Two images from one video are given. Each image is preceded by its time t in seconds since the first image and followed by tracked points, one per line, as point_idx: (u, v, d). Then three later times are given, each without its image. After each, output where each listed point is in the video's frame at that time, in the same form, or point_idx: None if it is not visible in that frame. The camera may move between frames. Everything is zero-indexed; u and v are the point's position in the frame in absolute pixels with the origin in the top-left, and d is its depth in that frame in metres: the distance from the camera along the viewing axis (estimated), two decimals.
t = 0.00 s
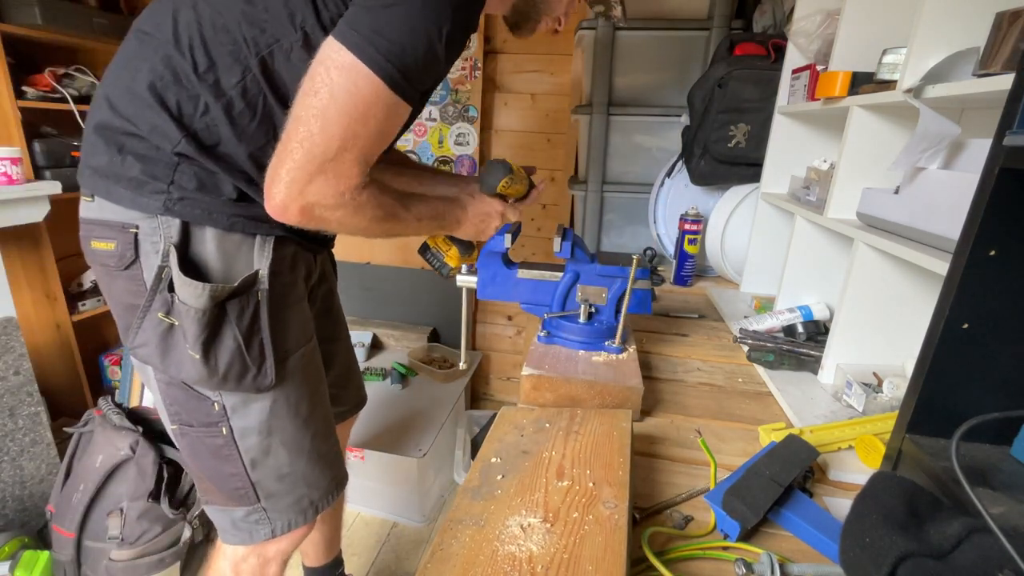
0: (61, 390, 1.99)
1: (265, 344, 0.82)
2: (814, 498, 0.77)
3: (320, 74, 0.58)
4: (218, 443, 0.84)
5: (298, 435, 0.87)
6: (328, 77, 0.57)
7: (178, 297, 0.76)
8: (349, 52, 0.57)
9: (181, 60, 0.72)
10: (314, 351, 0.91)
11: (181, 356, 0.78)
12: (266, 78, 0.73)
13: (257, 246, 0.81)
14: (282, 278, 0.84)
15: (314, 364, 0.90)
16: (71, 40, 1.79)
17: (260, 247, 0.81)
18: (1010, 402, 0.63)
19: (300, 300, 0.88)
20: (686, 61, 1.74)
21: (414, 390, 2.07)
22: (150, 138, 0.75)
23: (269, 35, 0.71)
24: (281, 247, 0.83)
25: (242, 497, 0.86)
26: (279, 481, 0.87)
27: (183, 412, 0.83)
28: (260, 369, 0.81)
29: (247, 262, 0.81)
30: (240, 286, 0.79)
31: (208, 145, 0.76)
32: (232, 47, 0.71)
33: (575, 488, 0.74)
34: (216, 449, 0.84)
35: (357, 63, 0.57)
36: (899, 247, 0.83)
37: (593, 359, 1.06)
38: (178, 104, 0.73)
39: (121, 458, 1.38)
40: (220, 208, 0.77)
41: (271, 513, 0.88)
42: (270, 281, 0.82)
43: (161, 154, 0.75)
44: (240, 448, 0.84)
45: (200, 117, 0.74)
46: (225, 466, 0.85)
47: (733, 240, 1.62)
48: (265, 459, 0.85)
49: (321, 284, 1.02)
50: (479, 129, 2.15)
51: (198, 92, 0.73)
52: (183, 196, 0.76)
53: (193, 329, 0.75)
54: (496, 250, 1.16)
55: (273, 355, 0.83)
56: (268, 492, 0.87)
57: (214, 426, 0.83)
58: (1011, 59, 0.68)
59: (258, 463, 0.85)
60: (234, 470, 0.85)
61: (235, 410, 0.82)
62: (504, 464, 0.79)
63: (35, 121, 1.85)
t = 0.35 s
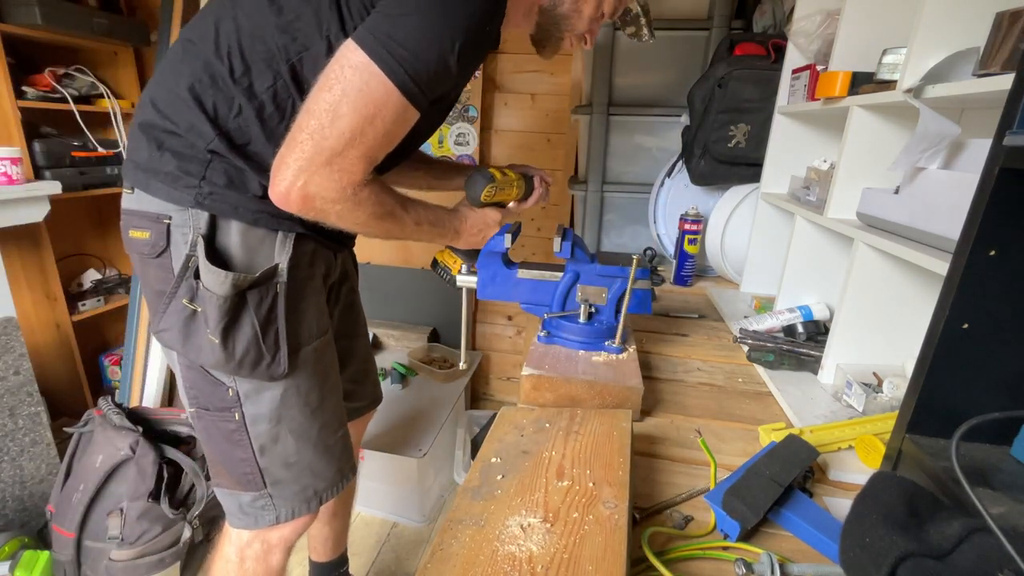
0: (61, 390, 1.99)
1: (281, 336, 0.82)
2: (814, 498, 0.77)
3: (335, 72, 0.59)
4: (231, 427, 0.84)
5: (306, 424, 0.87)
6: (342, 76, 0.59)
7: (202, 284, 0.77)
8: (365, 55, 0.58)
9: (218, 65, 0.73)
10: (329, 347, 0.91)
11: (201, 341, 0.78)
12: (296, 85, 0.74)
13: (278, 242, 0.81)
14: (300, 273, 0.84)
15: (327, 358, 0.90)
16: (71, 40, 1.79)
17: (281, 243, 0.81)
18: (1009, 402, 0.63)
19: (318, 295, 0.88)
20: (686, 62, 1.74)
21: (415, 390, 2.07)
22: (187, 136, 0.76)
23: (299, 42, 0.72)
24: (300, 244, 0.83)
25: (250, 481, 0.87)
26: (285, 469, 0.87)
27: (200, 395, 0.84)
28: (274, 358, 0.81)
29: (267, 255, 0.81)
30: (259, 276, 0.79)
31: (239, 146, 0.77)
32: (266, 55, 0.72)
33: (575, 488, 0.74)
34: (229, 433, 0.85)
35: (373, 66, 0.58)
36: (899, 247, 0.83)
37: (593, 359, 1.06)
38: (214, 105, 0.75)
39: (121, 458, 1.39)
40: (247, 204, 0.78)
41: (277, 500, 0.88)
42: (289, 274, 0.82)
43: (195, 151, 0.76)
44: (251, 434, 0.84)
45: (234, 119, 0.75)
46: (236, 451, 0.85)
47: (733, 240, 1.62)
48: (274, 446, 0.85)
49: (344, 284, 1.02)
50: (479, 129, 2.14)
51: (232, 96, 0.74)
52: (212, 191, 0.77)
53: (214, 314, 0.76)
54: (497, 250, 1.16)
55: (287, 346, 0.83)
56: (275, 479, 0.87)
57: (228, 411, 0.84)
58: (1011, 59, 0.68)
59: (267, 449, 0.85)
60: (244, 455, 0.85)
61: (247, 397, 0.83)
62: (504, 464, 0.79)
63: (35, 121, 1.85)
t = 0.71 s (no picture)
0: (61, 390, 1.99)
1: (280, 331, 0.82)
2: (814, 498, 0.77)
3: (333, 68, 0.59)
4: (232, 421, 0.85)
5: (308, 421, 0.87)
6: (341, 72, 0.59)
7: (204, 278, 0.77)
8: (365, 53, 0.58)
9: (226, 65, 0.73)
10: (331, 344, 0.90)
11: (203, 334, 0.79)
12: (301, 84, 0.74)
13: (282, 237, 0.80)
14: (302, 270, 0.83)
15: (329, 355, 0.89)
16: (71, 40, 1.79)
17: (284, 239, 0.80)
18: (1009, 402, 0.63)
19: (321, 292, 0.87)
20: (687, 61, 1.75)
21: (415, 390, 2.07)
22: (195, 134, 0.76)
23: (303, 42, 0.72)
24: (304, 242, 0.82)
25: (251, 475, 0.87)
26: (286, 464, 0.87)
27: (204, 387, 0.85)
28: (274, 351, 0.81)
29: (270, 251, 0.80)
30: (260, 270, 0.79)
31: (245, 144, 0.77)
32: (270, 55, 0.72)
33: (575, 488, 0.74)
34: (230, 427, 0.85)
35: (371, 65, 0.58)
36: (899, 247, 0.83)
37: (593, 359, 1.06)
38: (221, 104, 0.75)
39: (121, 458, 1.39)
40: (250, 200, 0.78)
41: (277, 495, 0.88)
42: (290, 270, 0.81)
43: (202, 149, 0.76)
44: (252, 428, 0.85)
45: (241, 118, 0.75)
46: (237, 444, 0.86)
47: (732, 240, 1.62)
48: (274, 440, 0.86)
49: (352, 284, 1.02)
50: (478, 129, 2.14)
51: (239, 95, 0.74)
52: (217, 188, 0.77)
53: (216, 307, 0.76)
54: (497, 250, 1.16)
55: (287, 342, 0.82)
56: (276, 474, 0.87)
57: (231, 404, 0.85)
58: (1010, 59, 0.68)
59: (267, 444, 0.86)
60: (245, 449, 0.86)
61: (248, 391, 0.84)
62: (504, 464, 0.79)
63: (35, 121, 1.85)
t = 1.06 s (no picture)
0: (61, 390, 1.99)
1: (261, 329, 0.82)
2: (814, 498, 0.77)
3: (303, 54, 0.59)
4: (216, 416, 0.86)
5: (289, 421, 0.86)
6: (309, 60, 0.58)
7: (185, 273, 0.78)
8: (336, 41, 0.58)
9: (217, 63, 0.73)
10: (318, 344, 0.89)
11: (183, 327, 0.80)
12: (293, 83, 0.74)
13: (266, 235, 0.80)
14: (287, 268, 0.83)
15: (314, 356, 0.88)
16: (71, 41, 1.79)
17: (268, 237, 0.80)
18: (1008, 401, 0.63)
19: (308, 291, 0.86)
20: (687, 61, 1.75)
21: (416, 391, 2.06)
22: (184, 131, 0.76)
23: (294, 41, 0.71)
24: (290, 240, 0.82)
25: (231, 471, 0.88)
26: (266, 463, 0.87)
27: (190, 381, 0.86)
28: (253, 349, 0.81)
29: (253, 249, 0.80)
30: (240, 267, 0.79)
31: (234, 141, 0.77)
32: (261, 54, 0.72)
33: (575, 488, 0.74)
34: (214, 421, 0.86)
35: (340, 53, 0.58)
36: (899, 247, 0.83)
37: (593, 359, 1.06)
38: (209, 102, 0.75)
39: (121, 458, 1.39)
40: (235, 198, 0.78)
41: (257, 493, 0.88)
42: (272, 269, 0.81)
43: (190, 145, 0.77)
44: (233, 425, 0.85)
45: (231, 115, 0.75)
46: (220, 440, 0.87)
47: (732, 240, 1.62)
48: (254, 438, 0.86)
49: (348, 285, 1.02)
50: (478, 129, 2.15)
51: (229, 93, 0.74)
52: (203, 184, 0.78)
53: (193, 302, 0.77)
54: (497, 251, 1.16)
55: (267, 340, 0.82)
56: (255, 472, 0.87)
57: (214, 400, 0.86)
58: (1011, 59, 0.68)
59: (247, 441, 0.86)
60: (226, 444, 0.86)
61: (230, 387, 0.84)
62: (504, 464, 0.79)
63: (35, 121, 1.85)
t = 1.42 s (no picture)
0: (61, 390, 1.99)
1: (236, 327, 0.82)
2: (814, 498, 0.77)
3: (264, 45, 0.57)
4: (195, 410, 0.87)
5: (266, 420, 0.86)
6: (269, 53, 0.56)
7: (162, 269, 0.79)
8: (297, 36, 0.55)
9: (205, 63, 0.74)
10: (301, 344, 0.89)
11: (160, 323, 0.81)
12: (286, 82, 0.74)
13: (247, 234, 0.81)
14: (267, 267, 0.83)
15: (296, 356, 0.88)
16: (72, 41, 1.79)
17: (249, 236, 0.80)
18: (1008, 402, 0.63)
19: (291, 291, 0.86)
20: (687, 61, 1.75)
21: (416, 390, 2.06)
22: (172, 130, 0.77)
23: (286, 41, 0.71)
24: (272, 238, 0.82)
25: (209, 466, 0.88)
26: (244, 460, 0.87)
27: (175, 375, 0.88)
28: (228, 347, 0.81)
29: (232, 247, 0.81)
30: (215, 264, 0.79)
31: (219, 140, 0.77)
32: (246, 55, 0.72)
33: (575, 488, 0.74)
34: (195, 416, 0.87)
35: (301, 50, 0.56)
36: (899, 247, 0.83)
37: (593, 359, 1.06)
38: (196, 102, 0.75)
39: (121, 458, 1.39)
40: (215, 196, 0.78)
41: (233, 490, 0.88)
42: (249, 268, 0.81)
43: (177, 144, 0.77)
44: (211, 420, 0.86)
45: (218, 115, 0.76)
46: (199, 434, 0.87)
47: (732, 240, 1.62)
48: (231, 435, 0.86)
49: (342, 286, 1.02)
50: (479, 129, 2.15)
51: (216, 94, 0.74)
52: (185, 182, 0.79)
53: (167, 298, 0.78)
54: (497, 251, 1.16)
55: (243, 338, 0.82)
56: (232, 468, 0.87)
57: (194, 395, 0.86)
58: (1011, 59, 0.68)
59: (224, 438, 0.86)
60: (205, 439, 0.87)
61: (208, 384, 0.85)
62: (505, 463, 0.79)
63: (35, 121, 1.85)
